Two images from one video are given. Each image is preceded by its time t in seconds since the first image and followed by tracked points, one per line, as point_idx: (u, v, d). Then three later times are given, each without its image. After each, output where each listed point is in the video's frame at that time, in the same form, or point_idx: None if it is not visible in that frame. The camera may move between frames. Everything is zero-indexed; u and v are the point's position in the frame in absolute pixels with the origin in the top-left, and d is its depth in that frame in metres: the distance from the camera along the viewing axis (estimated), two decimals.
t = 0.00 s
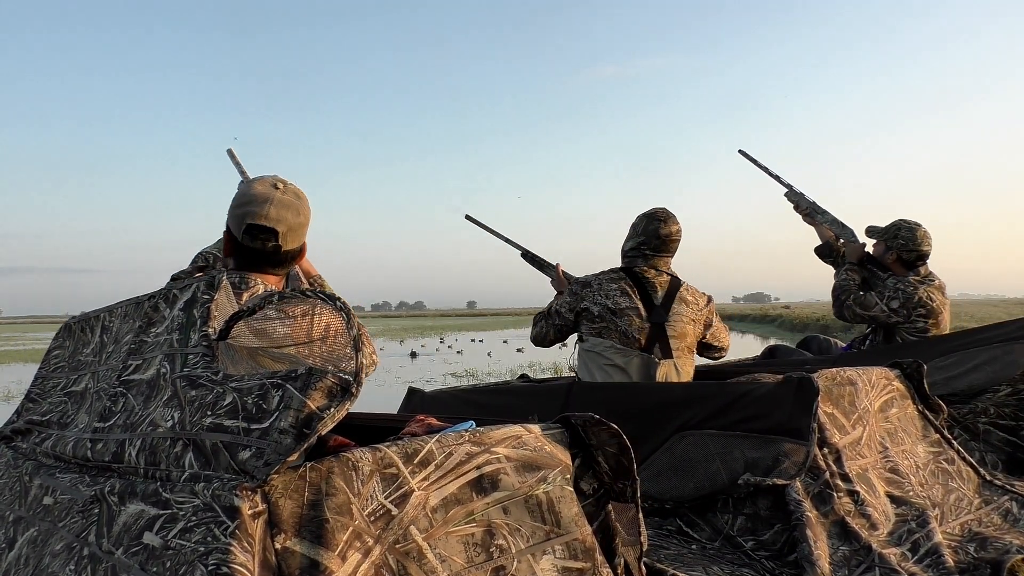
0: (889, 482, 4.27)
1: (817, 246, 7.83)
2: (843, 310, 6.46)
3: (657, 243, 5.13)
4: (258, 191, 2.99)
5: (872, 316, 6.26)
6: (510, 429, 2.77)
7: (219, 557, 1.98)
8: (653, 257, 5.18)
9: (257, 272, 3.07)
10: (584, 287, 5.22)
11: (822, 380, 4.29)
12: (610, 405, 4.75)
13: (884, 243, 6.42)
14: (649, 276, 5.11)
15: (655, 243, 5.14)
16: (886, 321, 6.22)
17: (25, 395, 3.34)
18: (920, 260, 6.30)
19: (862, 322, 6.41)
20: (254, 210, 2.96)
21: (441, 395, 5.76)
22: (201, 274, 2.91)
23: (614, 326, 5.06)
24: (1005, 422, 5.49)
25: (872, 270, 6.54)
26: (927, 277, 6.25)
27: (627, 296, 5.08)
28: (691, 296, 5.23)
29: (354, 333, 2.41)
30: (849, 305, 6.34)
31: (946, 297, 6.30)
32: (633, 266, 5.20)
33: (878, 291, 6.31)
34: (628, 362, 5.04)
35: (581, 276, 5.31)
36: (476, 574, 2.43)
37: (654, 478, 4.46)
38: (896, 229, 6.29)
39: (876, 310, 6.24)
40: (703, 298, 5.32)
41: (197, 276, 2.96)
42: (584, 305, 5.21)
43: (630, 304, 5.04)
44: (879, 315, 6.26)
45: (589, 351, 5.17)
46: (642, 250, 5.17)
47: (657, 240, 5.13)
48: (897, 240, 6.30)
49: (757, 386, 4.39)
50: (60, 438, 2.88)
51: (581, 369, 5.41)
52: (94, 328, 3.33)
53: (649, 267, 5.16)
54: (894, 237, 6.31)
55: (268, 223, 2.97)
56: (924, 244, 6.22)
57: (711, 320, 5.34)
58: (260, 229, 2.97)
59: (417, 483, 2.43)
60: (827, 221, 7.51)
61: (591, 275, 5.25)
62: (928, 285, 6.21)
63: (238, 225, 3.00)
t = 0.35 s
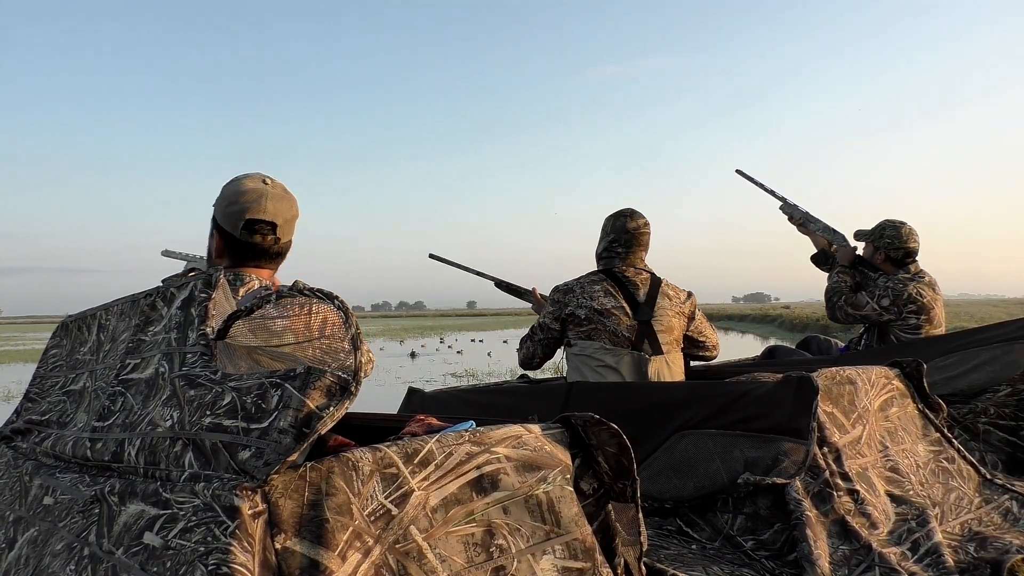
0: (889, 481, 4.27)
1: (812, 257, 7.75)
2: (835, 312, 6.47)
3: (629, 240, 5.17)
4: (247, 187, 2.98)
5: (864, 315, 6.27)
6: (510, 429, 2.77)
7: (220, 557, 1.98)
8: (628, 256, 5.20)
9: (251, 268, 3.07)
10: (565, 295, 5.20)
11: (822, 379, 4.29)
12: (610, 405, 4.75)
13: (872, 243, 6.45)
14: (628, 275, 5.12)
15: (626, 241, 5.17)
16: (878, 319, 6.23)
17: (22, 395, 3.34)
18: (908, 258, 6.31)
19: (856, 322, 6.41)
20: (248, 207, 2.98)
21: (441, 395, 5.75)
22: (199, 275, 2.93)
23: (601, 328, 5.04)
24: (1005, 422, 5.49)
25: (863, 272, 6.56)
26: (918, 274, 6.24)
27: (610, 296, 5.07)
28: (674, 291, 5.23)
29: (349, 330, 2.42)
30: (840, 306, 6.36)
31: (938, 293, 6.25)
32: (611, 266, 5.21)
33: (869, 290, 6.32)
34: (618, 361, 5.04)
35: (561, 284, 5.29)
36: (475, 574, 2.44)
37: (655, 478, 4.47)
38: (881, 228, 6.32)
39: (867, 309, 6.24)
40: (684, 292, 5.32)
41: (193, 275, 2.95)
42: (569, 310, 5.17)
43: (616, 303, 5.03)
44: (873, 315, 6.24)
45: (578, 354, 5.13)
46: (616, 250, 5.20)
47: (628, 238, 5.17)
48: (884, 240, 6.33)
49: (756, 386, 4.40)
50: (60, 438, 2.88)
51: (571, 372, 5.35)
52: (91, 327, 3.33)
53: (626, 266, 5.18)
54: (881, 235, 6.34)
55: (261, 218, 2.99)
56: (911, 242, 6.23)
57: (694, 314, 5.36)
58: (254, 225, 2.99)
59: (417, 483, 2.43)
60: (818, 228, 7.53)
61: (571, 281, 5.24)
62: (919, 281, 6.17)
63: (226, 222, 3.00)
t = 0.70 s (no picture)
0: (889, 481, 4.27)
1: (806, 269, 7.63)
2: (835, 315, 6.45)
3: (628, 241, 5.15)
4: (249, 186, 2.97)
5: (865, 316, 6.27)
6: (510, 429, 2.77)
7: (219, 557, 1.98)
8: (627, 256, 5.17)
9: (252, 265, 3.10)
10: (565, 298, 5.19)
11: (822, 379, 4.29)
12: (609, 405, 4.75)
13: (868, 245, 6.46)
14: (628, 277, 5.10)
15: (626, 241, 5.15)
16: (880, 319, 6.23)
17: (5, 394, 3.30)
18: (904, 258, 6.31)
19: (857, 324, 6.41)
20: (252, 207, 2.97)
21: (441, 395, 5.75)
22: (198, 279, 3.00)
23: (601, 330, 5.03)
24: (1005, 423, 5.49)
25: (860, 275, 6.54)
26: (915, 272, 6.27)
27: (610, 298, 5.05)
28: (674, 291, 5.22)
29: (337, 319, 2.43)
30: (841, 308, 6.35)
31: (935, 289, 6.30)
32: (610, 268, 5.19)
33: (867, 291, 6.33)
34: (617, 363, 5.02)
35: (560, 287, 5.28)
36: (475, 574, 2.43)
37: (656, 477, 4.47)
38: (876, 229, 6.31)
39: (867, 310, 6.25)
40: (684, 291, 5.30)
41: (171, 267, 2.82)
42: (568, 314, 5.16)
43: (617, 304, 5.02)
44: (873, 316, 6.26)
45: (577, 356, 5.13)
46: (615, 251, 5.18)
47: (626, 238, 5.15)
48: (879, 242, 6.33)
49: (756, 386, 4.40)
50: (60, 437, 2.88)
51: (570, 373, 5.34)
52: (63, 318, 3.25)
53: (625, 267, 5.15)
54: (876, 237, 6.34)
55: (266, 218, 3.01)
56: (906, 242, 6.23)
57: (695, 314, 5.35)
58: (257, 223, 3.00)
59: (417, 483, 2.43)
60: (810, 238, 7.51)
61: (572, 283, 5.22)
62: (916, 278, 6.23)
63: (226, 220, 2.99)
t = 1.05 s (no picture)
0: (889, 481, 4.27)
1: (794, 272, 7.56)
2: (833, 316, 6.42)
3: (626, 241, 5.12)
4: (225, 188, 3.04)
5: (862, 315, 6.23)
6: (510, 428, 2.77)
7: (219, 557, 1.97)
8: (626, 256, 5.16)
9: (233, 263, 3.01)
10: (567, 300, 5.17)
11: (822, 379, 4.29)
12: (609, 405, 4.75)
13: (856, 247, 6.48)
14: (628, 277, 5.09)
15: (623, 241, 5.13)
16: (877, 317, 6.20)
17: None
18: (895, 257, 6.31)
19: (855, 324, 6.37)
20: (227, 205, 3.00)
21: (441, 395, 5.73)
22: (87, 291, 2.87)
23: (603, 330, 5.01)
24: (1006, 423, 5.47)
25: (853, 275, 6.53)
26: (907, 270, 6.26)
27: (611, 298, 5.04)
28: (674, 291, 5.22)
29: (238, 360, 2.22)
30: (839, 309, 6.33)
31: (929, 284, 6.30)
32: (610, 268, 5.17)
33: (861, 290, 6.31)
34: (618, 363, 5.01)
35: (560, 290, 5.25)
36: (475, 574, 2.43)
37: (655, 477, 4.47)
38: (863, 229, 6.33)
39: (865, 309, 6.22)
40: (683, 291, 5.31)
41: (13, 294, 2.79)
42: (569, 315, 5.14)
43: (617, 304, 5.00)
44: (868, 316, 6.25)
45: (579, 357, 5.12)
46: (613, 251, 5.16)
47: (624, 239, 5.13)
48: (869, 241, 6.34)
49: (756, 387, 4.39)
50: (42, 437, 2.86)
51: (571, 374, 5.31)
52: None
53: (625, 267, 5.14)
54: (865, 237, 6.36)
55: (243, 216, 3.02)
56: (894, 241, 6.24)
57: (695, 312, 5.35)
58: (235, 221, 2.99)
59: (416, 482, 2.43)
60: (797, 241, 7.50)
61: (573, 286, 5.20)
62: (910, 277, 6.20)
63: (205, 221, 2.97)
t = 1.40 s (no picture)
0: (889, 481, 4.27)
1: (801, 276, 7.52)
2: (845, 321, 6.37)
3: (618, 242, 5.13)
4: (240, 187, 3.02)
5: (875, 322, 6.18)
6: (510, 428, 2.77)
7: (219, 557, 2.01)
8: (620, 257, 5.16)
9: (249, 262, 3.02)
10: (563, 303, 5.15)
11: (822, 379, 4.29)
12: (609, 405, 4.75)
13: (876, 245, 6.41)
14: (624, 277, 5.09)
15: (615, 242, 5.13)
16: (890, 326, 6.13)
17: None
18: (914, 259, 6.22)
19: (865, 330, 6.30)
20: (243, 204, 2.99)
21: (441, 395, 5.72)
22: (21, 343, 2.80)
23: (602, 331, 5.00)
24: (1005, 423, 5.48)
25: (867, 280, 6.48)
26: (923, 277, 6.20)
27: (608, 299, 5.03)
28: (669, 290, 5.22)
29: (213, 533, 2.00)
30: (850, 314, 6.28)
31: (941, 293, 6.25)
32: (606, 269, 5.16)
33: (877, 297, 6.25)
34: (618, 363, 5.01)
35: (556, 294, 5.23)
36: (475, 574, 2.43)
37: (655, 477, 4.47)
38: (887, 227, 6.24)
39: (878, 315, 6.16)
40: (677, 291, 5.30)
41: None
42: (567, 317, 5.13)
43: (614, 305, 4.99)
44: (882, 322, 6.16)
45: (578, 359, 5.11)
46: (606, 252, 5.15)
47: (615, 240, 5.13)
48: (889, 241, 6.24)
49: (755, 387, 4.40)
50: (19, 443, 2.77)
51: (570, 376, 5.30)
52: None
53: (618, 268, 5.14)
54: (885, 236, 6.28)
55: (259, 214, 3.02)
56: (917, 242, 6.17)
57: (690, 310, 5.35)
58: (250, 220, 3.00)
59: (417, 482, 2.43)
60: (806, 245, 7.47)
61: (569, 289, 5.19)
62: (925, 285, 6.16)
63: (219, 220, 2.97)
